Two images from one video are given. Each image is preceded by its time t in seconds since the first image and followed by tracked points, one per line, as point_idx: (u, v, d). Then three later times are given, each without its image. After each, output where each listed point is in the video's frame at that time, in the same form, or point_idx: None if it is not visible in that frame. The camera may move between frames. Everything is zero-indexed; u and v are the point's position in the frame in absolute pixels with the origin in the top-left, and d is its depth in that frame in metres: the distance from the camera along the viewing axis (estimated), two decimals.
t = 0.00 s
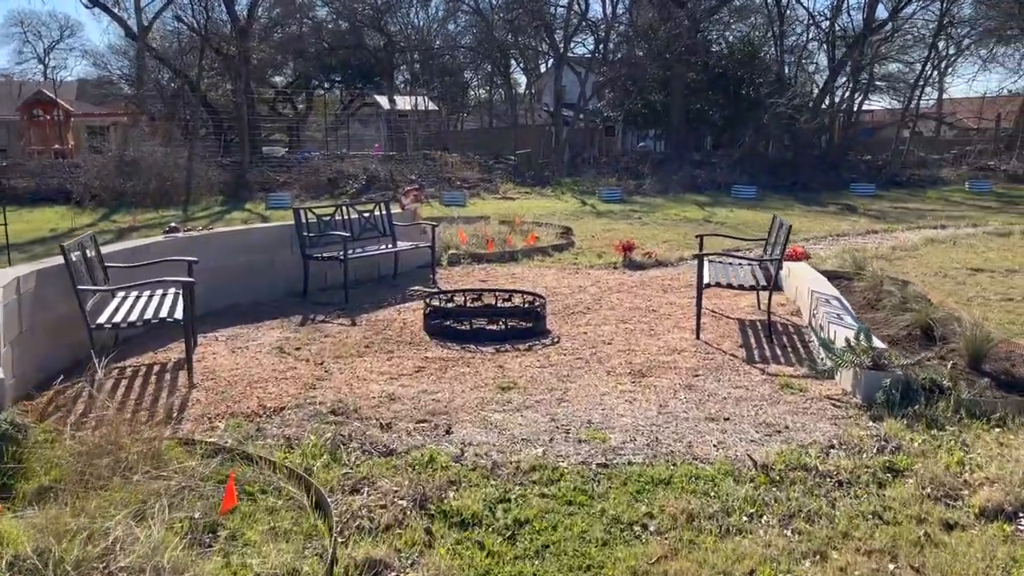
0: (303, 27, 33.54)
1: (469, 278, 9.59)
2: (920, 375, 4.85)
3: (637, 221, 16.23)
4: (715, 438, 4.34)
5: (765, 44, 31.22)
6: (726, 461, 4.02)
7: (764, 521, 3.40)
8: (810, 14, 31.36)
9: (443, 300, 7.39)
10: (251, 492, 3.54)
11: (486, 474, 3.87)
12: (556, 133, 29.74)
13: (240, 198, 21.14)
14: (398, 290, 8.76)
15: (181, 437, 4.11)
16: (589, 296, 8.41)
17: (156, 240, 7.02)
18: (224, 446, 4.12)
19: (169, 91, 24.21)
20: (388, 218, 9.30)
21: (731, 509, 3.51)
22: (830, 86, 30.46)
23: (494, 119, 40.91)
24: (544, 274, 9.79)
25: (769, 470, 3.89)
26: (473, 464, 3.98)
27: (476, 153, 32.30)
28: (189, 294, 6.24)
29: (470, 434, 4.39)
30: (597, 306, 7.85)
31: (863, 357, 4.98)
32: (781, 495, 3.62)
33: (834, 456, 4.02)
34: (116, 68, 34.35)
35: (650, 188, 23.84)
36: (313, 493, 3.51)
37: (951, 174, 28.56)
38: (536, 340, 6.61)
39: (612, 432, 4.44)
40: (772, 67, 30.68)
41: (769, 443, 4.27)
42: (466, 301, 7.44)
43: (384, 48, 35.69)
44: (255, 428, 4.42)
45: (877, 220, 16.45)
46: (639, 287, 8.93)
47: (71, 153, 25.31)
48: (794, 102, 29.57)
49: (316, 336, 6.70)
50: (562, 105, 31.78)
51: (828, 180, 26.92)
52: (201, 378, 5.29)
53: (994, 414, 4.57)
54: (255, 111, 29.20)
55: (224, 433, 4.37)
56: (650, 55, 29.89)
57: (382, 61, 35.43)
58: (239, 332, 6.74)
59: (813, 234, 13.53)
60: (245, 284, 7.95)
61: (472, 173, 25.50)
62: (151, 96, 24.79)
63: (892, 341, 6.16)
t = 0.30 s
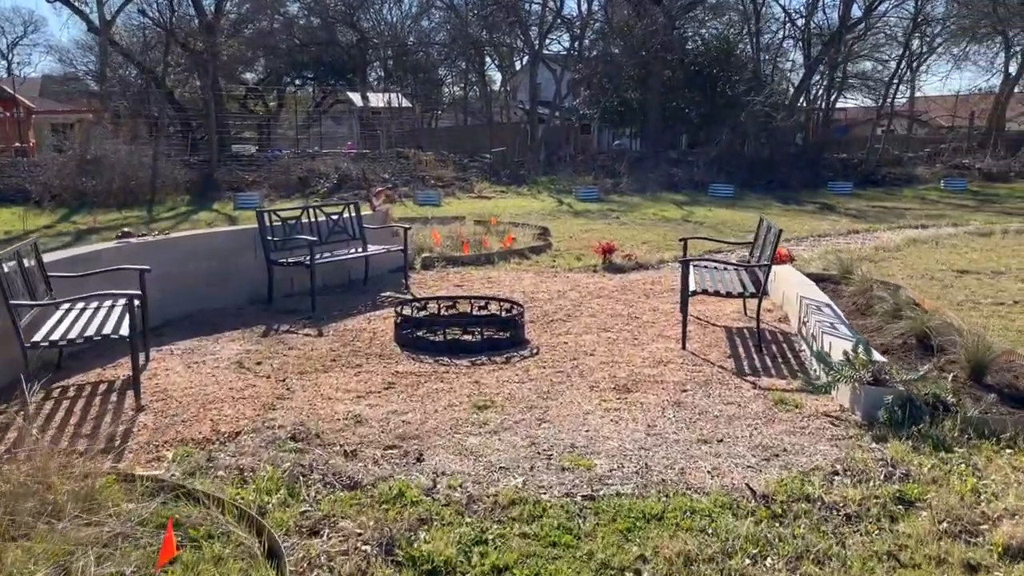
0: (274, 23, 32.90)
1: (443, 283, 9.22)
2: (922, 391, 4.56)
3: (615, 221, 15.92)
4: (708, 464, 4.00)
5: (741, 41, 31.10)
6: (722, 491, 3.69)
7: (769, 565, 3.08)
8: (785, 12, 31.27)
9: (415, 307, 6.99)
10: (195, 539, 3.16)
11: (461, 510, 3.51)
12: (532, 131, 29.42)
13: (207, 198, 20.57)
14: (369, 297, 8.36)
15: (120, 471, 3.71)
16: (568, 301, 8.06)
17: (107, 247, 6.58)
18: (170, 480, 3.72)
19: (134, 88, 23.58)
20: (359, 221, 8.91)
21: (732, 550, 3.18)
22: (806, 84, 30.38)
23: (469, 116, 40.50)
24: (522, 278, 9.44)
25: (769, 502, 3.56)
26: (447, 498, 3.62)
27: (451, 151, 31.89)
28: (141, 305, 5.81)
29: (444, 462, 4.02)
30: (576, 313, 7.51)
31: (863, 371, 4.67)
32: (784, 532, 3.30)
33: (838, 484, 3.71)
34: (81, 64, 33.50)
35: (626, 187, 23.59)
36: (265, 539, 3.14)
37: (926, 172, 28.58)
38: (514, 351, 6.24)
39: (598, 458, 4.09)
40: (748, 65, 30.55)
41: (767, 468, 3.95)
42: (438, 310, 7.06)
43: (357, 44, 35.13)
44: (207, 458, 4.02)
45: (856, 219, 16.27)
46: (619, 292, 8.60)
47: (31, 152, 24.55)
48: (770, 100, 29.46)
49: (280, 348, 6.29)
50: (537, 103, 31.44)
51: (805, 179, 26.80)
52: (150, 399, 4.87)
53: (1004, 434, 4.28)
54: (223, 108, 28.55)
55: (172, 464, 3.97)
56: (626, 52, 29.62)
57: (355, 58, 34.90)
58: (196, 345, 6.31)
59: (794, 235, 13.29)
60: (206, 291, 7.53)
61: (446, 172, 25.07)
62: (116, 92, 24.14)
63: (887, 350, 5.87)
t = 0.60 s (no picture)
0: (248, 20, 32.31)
1: (419, 286, 8.85)
2: (933, 406, 4.26)
3: (595, 221, 15.62)
4: (708, 491, 3.66)
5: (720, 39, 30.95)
6: (726, 522, 3.35)
7: None
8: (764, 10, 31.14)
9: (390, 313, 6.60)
10: None
11: (439, 549, 3.15)
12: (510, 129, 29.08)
13: (176, 197, 20.03)
14: (341, 303, 7.96)
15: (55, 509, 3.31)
16: (550, 306, 7.72)
17: (57, 252, 6.14)
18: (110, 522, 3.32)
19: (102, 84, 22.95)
20: (330, 223, 8.51)
21: None
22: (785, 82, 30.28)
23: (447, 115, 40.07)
24: (502, 282, 9.10)
25: (778, 536, 3.23)
26: (424, 535, 3.25)
27: (428, 149, 31.47)
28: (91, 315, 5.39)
29: (420, 491, 3.66)
30: (559, 319, 7.16)
31: (870, 385, 4.35)
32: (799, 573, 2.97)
33: (853, 514, 3.39)
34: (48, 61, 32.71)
35: (606, 186, 23.29)
36: None
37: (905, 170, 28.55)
38: (495, 362, 5.86)
39: (588, 484, 3.74)
40: (727, 63, 30.40)
41: (770, 494, 3.62)
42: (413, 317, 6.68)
43: (332, 41, 34.60)
44: (157, 490, 3.63)
45: (839, 218, 16.07)
46: (603, 296, 8.28)
47: None
48: (749, 98, 29.32)
49: (244, 360, 5.89)
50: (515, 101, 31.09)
51: (785, 177, 26.65)
52: (98, 421, 4.47)
53: (1022, 452, 3.99)
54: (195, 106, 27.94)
55: (116, 498, 3.58)
56: (604, 50, 29.35)
57: (331, 55, 34.35)
58: (153, 357, 5.89)
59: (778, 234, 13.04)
60: (167, 298, 7.11)
61: (423, 170, 24.65)
62: (83, 89, 23.50)
63: (887, 358, 5.58)
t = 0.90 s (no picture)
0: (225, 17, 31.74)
1: (399, 292, 8.50)
2: (952, 427, 3.96)
3: (580, 222, 15.32)
4: (717, 527, 3.34)
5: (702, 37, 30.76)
6: (739, 564, 3.04)
7: None
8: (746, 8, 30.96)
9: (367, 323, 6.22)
10: None
11: None
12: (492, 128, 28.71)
13: (149, 198, 19.51)
14: (316, 311, 7.58)
15: None
16: (535, 313, 7.39)
17: (9, 260, 5.74)
18: (49, 573, 2.95)
19: (72, 81, 22.35)
20: (305, 226, 8.13)
21: None
22: (768, 81, 30.11)
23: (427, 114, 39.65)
24: (485, 287, 8.77)
25: None
26: None
27: (409, 148, 31.04)
28: (44, 328, 4.99)
29: (400, 530, 3.31)
30: (546, 326, 6.83)
31: (885, 404, 4.05)
32: None
33: (877, 553, 3.08)
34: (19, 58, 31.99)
35: (589, 185, 23.00)
36: None
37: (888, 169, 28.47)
38: (479, 375, 5.51)
39: (584, 518, 3.41)
40: (710, 61, 30.19)
41: (784, 530, 3.31)
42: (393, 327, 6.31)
43: (310, 39, 34.08)
44: (104, 531, 3.26)
45: (826, 218, 15.87)
46: (590, 302, 7.96)
47: None
48: (733, 97, 29.13)
49: (211, 374, 5.50)
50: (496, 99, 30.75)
51: (769, 176, 26.47)
52: (44, 449, 4.09)
53: None
54: (169, 104, 27.36)
55: (58, 540, 3.20)
56: (587, 48, 29.06)
57: (309, 53, 33.83)
58: (113, 372, 5.49)
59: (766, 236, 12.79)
60: (131, 308, 6.71)
61: (403, 170, 24.24)
62: (54, 86, 22.89)
63: (893, 370, 5.28)
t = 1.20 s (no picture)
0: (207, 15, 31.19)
1: (385, 298, 8.13)
2: (988, 451, 3.65)
3: (570, 222, 14.99)
4: (741, 568, 3.01)
5: (690, 36, 30.50)
6: None
7: None
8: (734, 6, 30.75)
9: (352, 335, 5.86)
10: None
11: None
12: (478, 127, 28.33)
13: (127, 199, 19.04)
14: (297, 319, 7.20)
15: None
16: (528, 320, 7.05)
17: None
18: None
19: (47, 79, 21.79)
20: (285, 229, 7.75)
21: None
22: (757, 80, 29.91)
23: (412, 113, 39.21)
24: (475, 292, 8.41)
25: None
26: None
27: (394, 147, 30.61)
28: None
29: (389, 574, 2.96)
30: (540, 335, 6.49)
31: (914, 425, 3.73)
32: None
33: None
34: None
35: (578, 185, 22.67)
36: None
37: (877, 168, 28.34)
38: (472, 389, 5.15)
39: (593, 559, 3.06)
40: (699, 59, 29.95)
41: (815, 572, 2.98)
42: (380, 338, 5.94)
43: (294, 37, 33.58)
44: None
45: (819, 218, 15.61)
46: (584, 307, 7.63)
47: None
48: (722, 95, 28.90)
49: (183, 391, 5.12)
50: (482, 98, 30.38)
51: (758, 175, 26.26)
52: None
53: None
54: (149, 102, 26.83)
55: None
56: (574, 46, 28.75)
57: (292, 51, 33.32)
58: (77, 390, 5.09)
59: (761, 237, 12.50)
60: (100, 316, 6.32)
61: (388, 169, 23.86)
62: (29, 85, 22.33)
63: (911, 383, 4.97)
